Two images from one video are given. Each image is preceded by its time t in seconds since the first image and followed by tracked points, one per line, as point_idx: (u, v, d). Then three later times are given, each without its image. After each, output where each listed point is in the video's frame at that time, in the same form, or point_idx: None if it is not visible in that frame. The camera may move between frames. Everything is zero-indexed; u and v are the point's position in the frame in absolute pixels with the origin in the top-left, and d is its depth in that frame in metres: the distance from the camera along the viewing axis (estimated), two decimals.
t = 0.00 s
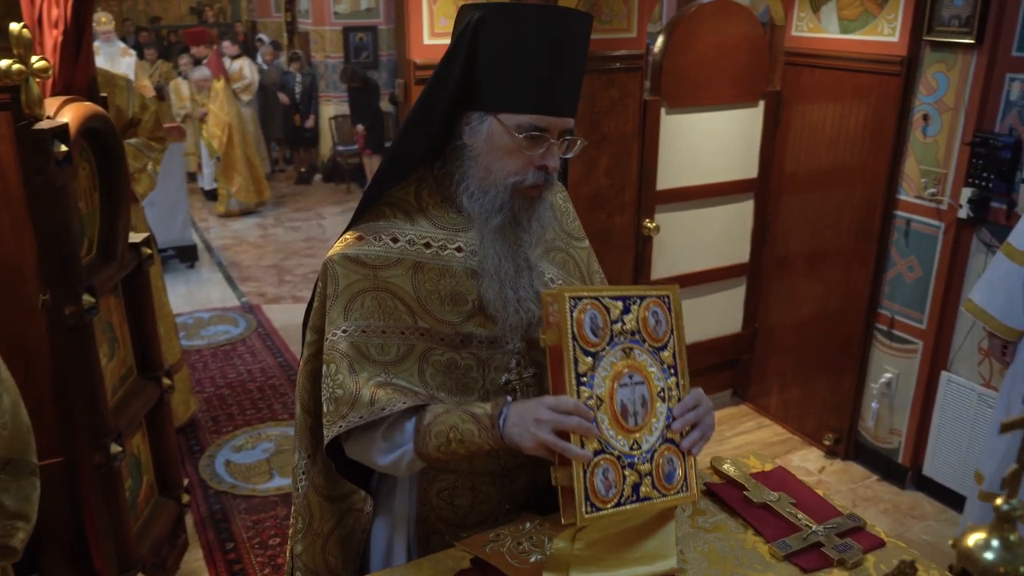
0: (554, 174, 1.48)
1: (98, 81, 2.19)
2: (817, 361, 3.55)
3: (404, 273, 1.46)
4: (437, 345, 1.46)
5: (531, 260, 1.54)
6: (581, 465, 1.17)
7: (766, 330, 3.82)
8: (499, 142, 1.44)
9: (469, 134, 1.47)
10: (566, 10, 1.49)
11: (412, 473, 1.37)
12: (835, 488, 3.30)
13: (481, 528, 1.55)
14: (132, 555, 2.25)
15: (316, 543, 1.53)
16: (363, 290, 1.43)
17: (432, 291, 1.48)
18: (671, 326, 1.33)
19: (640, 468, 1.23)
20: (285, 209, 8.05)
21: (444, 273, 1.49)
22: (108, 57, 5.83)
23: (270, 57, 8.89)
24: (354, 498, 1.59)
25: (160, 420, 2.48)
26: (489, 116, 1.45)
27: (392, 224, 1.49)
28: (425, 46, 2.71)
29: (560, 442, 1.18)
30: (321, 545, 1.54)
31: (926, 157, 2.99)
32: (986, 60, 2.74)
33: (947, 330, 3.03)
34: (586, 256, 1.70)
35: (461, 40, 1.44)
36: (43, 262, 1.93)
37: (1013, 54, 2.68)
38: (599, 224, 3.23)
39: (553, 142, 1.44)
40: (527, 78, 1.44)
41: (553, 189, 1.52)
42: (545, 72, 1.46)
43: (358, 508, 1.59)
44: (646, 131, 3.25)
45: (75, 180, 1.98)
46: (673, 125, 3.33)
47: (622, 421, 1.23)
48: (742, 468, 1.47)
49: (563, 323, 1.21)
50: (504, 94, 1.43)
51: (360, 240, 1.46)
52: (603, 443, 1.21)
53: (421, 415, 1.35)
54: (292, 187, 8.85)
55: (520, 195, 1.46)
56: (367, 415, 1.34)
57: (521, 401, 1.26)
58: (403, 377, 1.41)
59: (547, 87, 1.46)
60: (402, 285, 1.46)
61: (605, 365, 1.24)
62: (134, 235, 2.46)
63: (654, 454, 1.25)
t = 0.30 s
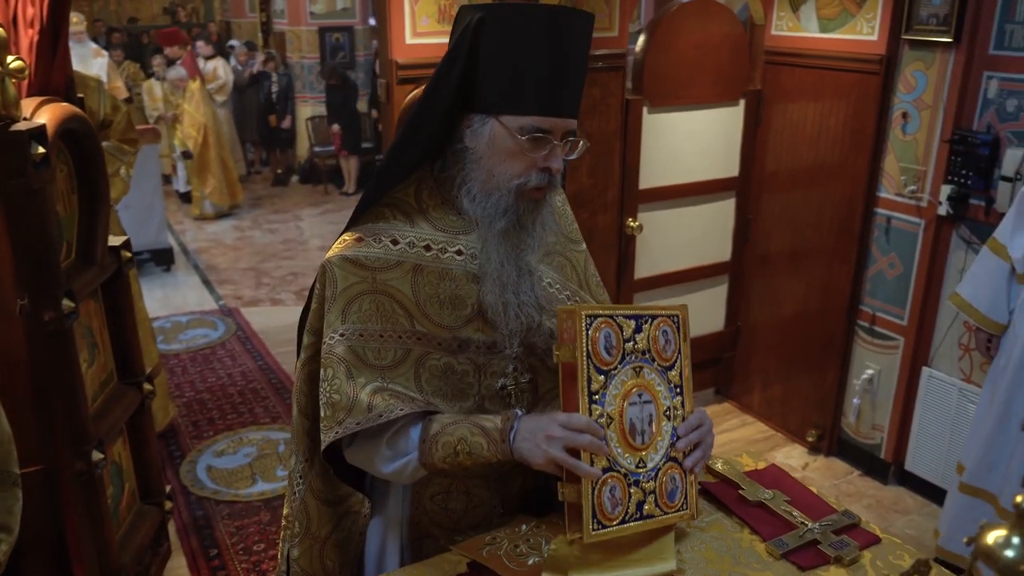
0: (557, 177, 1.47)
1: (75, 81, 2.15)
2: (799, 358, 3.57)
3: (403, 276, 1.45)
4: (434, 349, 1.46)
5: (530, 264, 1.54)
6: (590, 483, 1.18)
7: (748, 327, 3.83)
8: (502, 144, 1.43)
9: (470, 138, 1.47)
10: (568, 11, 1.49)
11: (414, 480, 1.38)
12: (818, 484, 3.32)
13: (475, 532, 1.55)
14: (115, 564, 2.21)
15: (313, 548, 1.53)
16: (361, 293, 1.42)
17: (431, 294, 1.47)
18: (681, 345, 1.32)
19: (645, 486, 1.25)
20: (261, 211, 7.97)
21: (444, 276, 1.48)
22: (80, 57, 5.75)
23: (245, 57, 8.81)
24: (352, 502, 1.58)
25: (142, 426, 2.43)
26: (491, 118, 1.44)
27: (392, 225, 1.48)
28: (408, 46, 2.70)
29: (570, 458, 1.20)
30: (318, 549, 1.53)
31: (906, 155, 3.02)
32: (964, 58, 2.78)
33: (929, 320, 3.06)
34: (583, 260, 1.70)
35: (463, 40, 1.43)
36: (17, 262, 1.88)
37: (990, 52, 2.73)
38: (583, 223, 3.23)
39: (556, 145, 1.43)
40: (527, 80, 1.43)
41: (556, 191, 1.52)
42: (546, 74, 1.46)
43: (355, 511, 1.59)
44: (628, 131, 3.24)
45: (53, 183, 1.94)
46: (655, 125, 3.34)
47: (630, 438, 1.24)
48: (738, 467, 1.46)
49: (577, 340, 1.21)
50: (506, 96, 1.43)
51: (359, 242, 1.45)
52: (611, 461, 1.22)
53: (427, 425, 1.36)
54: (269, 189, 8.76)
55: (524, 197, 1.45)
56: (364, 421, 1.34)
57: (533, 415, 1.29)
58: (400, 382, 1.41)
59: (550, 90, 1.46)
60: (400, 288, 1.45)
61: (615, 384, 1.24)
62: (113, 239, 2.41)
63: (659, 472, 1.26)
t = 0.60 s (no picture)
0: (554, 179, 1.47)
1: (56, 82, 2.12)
2: (784, 355, 3.59)
3: (403, 276, 1.44)
4: (433, 350, 1.45)
5: (529, 265, 1.54)
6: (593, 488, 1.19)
7: (732, 325, 3.85)
8: (498, 147, 1.43)
9: (468, 140, 1.46)
10: (566, 14, 1.48)
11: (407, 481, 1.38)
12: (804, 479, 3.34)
13: (473, 533, 1.54)
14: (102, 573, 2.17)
15: (309, 549, 1.51)
16: (360, 293, 1.41)
17: (431, 294, 1.46)
18: (680, 352, 1.33)
19: (646, 490, 1.26)
20: (239, 214, 7.90)
21: (444, 276, 1.47)
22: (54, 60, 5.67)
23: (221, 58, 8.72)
24: (348, 503, 1.58)
25: (127, 432, 2.40)
26: (486, 121, 1.44)
27: (391, 224, 1.47)
28: (393, 46, 2.68)
29: (573, 463, 1.20)
30: (314, 551, 1.51)
31: (887, 153, 3.05)
32: (944, 57, 2.82)
33: (912, 309, 3.09)
34: (581, 260, 1.70)
35: (460, 41, 1.43)
36: None
37: (970, 51, 2.77)
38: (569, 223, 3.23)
39: (552, 146, 1.43)
40: (523, 83, 1.43)
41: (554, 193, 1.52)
42: (542, 77, 1.45)
43: (352, 511, 1.59)
44: (612, 131, 3.25)
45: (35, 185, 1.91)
46: (638, 124, 3.35)
47: (632, 444, 1.25)
48: (735, 464, 1.47)
49: (580, 346, 1.21)
50: (502, 99, 1.42)
51: (358, 241, 1.44)
52: (613, 467, 1.23)
53: (428, 429, 1.35)
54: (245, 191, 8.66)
55: (521, 200, 1.45)
56: (362, 423, 1.34)
57: (535, 421, 1.29)
58: (400, 384, 1.40)
59: (546, 93, 1.46)
60: (400, 288, 1.44)
61: (617, 390, 1.24)
62: (96, 243, 2.38)
63: (659, 476, 1.27)
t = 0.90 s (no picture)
0: (537, 177, 1.47)
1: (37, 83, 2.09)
2: (767, 353, 3.62)
3: (392, 276, 1.44)
4: (425, 350, 1.44)
5: (518, 262, 1.54)
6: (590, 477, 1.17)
7: (715, 324, 3.88)
8: (479, 147, 1.43)
9: (451, 138, 1.47)
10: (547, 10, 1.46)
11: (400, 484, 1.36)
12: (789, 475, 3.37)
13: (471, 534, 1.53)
14: None
15: (303, 558, 1.48)
16: (349, 295, 1.40)
17: (421, 294, 1.45)
18: (671, 330, 1.33)
19: (646, 474, 1.25)
20: (216, 216, 7.83)
21: (433, 276, 1.46)
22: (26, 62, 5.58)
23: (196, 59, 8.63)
24: (342, 512, 1.57)
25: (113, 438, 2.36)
26: (468, 121, 1.44)
27: (379, 225, 1.47)
28: (378, 46, 2.67)
29: (569, 452, 1.18)
30: (308, 559, 1.49)
31: (868, 151, 3.08)
32: (924, 55, 2.85)
33: (893, 310, 3.13)
34: (571, 254, 1.70)
35: (440, 41, 1.44)
36: None
37: (949, 50, 2.81)
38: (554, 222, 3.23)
39: (534, 146, 1.42)
40: (505, 80, 1.42)
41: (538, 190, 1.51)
42: (525, 74, 1.44)
43: (346, 520, 1.58)
44: (597, 131, 3.25)
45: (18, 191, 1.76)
46: (622, 124, 3.36)
47: (628, 428, 1.24)
48: (734, 460, 1.47)
49: (570, 333, 1.20)
50: (483, 98, 1.42)
51: (346, 243, 1.43)
52: (610, 451, 1.22)
53: (420, 427, 1.33)
54: (221, 193, 8.56)
55: (503, 200, 1.46)
56: (357, 425, 1.32)
57: (528, 412, 1.28)
58: (392, 385, 1.39)
59: (530, 90, 1.44)
60: (390, 289, 1.43)
61: (611, 374, 1.24)
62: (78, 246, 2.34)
63: (658, 458, 1.26)
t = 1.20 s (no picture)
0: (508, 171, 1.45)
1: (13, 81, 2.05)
2: (748, 350, 3.65)
3: (364, 276, 1.42)
4: (403, 350, 1.43)
5: (496, 258, 1.52)
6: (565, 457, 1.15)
7: (697, 321, 3.89)
8: (445, 143, 1.41)
9: (418, 136, 1.45)
10: None
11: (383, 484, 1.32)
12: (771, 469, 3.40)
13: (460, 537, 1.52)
14: None
15: (284, 566, 1.48)
16: (321, 297, 1.38)
17: (395, 294, 1.44)
18: (640, 298, 1.33)
19: (623, 450, 1.24)
20: (190, 218, 7.73)
21: (406, 274, 1.45)
22: None
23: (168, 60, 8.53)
24: (326, 519, 1.53)
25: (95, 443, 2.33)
26: (434, 117, 1.42)
27: (350, 226, 1.45)
28: (359, 44, 2.65)
29: (541, 435, 1.16)
30: (289, 568, 1.47)
31: (847, 147, 3.12)
32: (900, 52, 2.89)
33: (873, 307, 3.17)
34: (551, 247, 1.69)
35: (400, 36, 1.40)
36: None
37: (926, 47, 2.85)
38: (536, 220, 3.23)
39: (501, 140, 1.40)
40: (471, 73, 1.41)
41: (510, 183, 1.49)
42: (491, 67, 1.43)
43: (331, 528, 1.54)
44: (578, 129, 3.26)
45: None
46: (603, 122, 3.36)
47: (601, 404, 1.23)
48: (727, 454, 1.47)
49: (535, 309, 1.20)
50: (449, 93, 1.40)
51: (315, 245, 1.41)
52: (585, 430, 1.20)
53: (388, 422, 1.30)
54: (195, 196, 8.45)
55: (473, 195, 1.43)
56: (334, 428, 1.29)
57: (498, 396, 1.25)
58: (370, 386, 1.37)
59: (498, 83, 1.43)
60: (363, 290, 1.42)
61: (579, 349, 1.23)
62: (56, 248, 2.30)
63: (636, 432, 1.26)
